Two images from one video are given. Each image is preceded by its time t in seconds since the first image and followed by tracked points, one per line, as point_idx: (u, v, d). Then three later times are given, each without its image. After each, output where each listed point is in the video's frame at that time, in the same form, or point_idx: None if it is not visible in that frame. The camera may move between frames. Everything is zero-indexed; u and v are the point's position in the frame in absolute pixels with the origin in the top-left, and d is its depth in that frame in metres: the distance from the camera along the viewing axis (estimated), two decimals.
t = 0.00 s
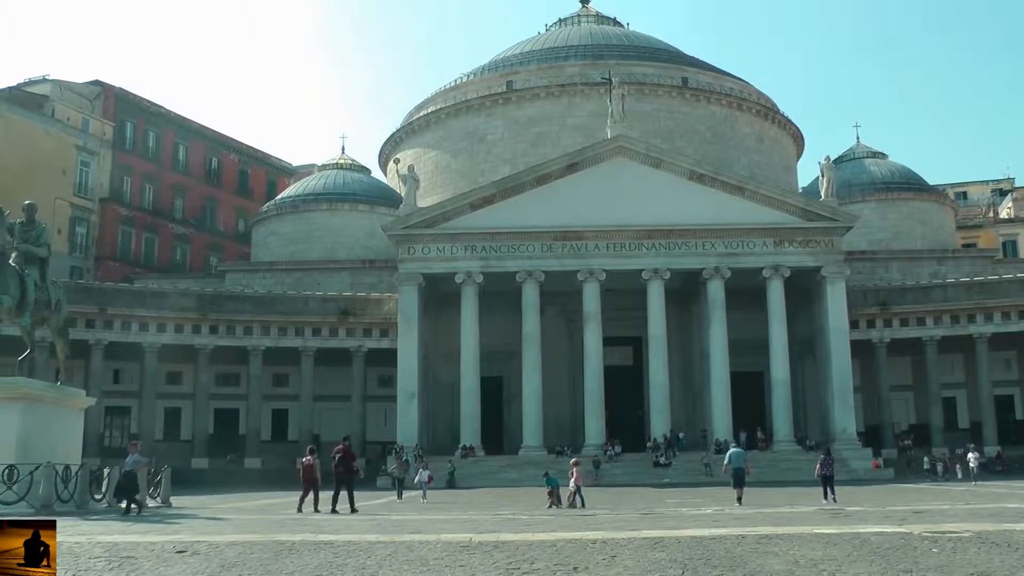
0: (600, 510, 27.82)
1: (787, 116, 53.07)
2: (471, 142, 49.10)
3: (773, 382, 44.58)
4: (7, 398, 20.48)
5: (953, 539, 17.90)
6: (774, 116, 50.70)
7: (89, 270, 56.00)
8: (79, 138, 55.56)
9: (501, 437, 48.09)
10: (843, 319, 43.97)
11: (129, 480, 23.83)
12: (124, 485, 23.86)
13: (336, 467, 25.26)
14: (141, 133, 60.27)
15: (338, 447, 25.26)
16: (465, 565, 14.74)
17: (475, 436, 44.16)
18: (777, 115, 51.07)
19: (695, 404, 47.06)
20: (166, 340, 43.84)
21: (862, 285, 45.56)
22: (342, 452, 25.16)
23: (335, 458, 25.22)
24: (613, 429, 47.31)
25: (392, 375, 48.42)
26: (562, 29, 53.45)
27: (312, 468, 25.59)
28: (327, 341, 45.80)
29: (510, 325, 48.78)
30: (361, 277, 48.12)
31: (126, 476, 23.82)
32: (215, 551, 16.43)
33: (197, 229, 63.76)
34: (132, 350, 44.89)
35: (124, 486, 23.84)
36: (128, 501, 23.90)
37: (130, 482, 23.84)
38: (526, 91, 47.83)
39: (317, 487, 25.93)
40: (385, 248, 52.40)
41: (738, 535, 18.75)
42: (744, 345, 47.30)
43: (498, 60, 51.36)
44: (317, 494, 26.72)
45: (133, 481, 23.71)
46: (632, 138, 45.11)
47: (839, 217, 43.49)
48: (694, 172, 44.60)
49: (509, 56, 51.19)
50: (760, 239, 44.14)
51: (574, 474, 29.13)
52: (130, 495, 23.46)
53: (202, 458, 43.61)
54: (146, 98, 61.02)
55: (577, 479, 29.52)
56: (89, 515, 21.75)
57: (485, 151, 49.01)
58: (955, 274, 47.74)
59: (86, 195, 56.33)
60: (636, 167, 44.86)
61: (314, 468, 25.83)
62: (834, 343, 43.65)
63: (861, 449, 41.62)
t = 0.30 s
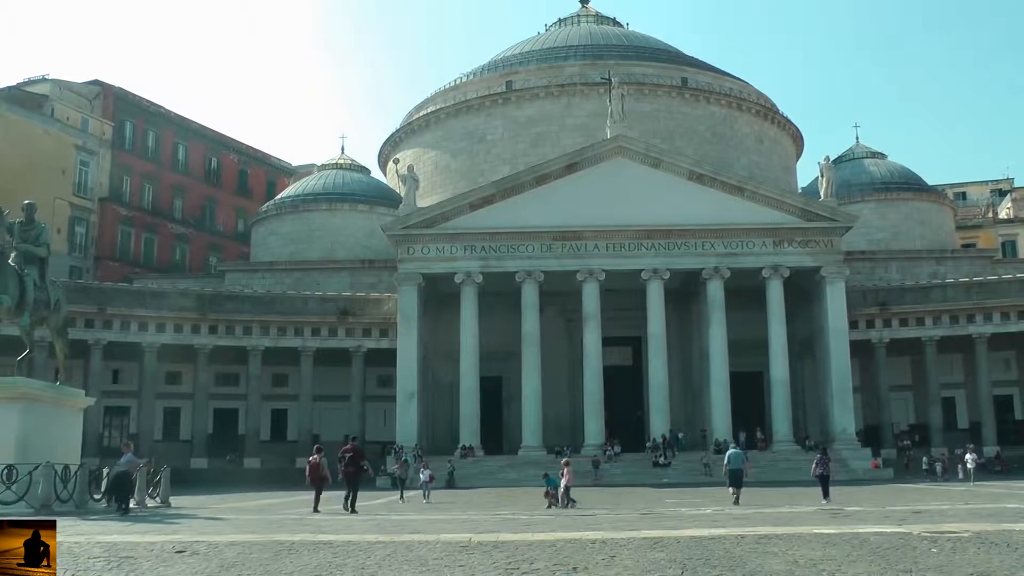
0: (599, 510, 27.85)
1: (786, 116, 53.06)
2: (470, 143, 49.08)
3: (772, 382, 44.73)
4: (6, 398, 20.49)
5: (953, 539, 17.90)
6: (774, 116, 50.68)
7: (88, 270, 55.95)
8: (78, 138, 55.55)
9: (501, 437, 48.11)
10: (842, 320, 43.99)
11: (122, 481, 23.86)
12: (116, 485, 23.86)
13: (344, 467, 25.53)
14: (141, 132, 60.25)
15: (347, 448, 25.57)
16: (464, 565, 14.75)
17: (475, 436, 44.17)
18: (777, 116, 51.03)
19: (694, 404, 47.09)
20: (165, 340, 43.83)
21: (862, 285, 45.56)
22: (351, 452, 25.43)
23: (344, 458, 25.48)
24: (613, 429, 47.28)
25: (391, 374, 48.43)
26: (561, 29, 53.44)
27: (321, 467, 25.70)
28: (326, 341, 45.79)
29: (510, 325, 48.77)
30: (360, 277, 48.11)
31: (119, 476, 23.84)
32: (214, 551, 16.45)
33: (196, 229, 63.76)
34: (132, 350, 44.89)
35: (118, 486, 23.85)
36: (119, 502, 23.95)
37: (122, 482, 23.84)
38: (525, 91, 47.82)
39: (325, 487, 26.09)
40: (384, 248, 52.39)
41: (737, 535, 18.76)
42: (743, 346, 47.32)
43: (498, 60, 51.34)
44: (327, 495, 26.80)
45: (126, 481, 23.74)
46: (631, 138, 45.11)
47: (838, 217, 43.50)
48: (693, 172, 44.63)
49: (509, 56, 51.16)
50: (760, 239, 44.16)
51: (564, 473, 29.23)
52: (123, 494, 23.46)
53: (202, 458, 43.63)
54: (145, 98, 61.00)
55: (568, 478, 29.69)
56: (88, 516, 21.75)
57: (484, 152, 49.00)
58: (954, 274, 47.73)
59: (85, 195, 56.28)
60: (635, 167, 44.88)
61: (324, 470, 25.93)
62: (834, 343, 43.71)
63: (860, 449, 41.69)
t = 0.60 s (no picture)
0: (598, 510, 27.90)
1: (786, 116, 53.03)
2: (469, 143, 49.06)
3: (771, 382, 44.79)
4: (5, 398, 20.48)
5: (951, 539, 17.93)
6: (773, 116, 50.65)
7: (87, 269, 55.89)
8: (78, 138, 55.55)
9: (500, 437, 48.12)
10: (842, 320, 44.02)
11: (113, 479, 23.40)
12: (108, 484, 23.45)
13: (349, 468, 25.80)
14: (140, 132, 60.22)
15: (353, 450, 25.88)
16: (463, 565, 14.76)
17: (474, 436, 44.20)
18: (776, 116, 50.95)
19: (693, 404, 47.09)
20: (165, 340, 43.83)
21: (861, 286, 45.56)
22: (356, 454, 25.68)
23: (349, 460, 25.73)
24: (612, 428, 47.26)
25: (391, 374, 48.45)
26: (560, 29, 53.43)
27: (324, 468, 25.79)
28: (326, 341, 45.77)
29: (509, 325, 48.76)
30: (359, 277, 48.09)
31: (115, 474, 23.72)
32: (213, 551, 16.46)
33: (196, 229, 63.73)
34: (131, 350, 44.88)
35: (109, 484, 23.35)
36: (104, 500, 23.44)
37: (113, 480, 23.35)
38: (525, 91, 47.81)
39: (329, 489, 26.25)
40: (384, 248, 52.35)
41: (736, 535, 18.80)
42: (742, 346, 47.35)
43: (497, 60, 51.31)
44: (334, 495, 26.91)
45: (122, 479, 23.63)
46: (630, 138, 45.12)
47: (837, 217, 43.52)
48: (693, 172, 44.65)
49: (508, 56, 51.14)
50: (759, 239, 44.17)
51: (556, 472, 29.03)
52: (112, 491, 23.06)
53: (201, 458, 43.65)
54: (145, 98, 60.99)
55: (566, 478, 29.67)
56: (88, 516, 21.72)
57: (483, 151, 48.97)
58: (954, 275, 47.71)
59: (84, 195, 56.25)
60: (634, 167, 44.90)
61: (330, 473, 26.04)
62: (833, 343, 43.77)
63: (859, 449, 41.75)
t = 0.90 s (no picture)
0: (597, 510, 27.91)
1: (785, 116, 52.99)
2: (469, 143, 49.03)
3: (771, 382, 44.81)
4: (4, 398, 20.47)
5: (950, 539, 17.93)
6: (772, 116, 50.61)
7: (86, 269, 55.85)
8: (77, 138, 55.55)
9: (499, 437, 48.13)
10: (841, 320, 44.05)
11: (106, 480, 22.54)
12: (102, 483, 22.86)
13: (355, 468, 26.31)
14: (139, 132, 60.21)
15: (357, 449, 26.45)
16: (463, 565, 14.76)
17: (474, 436, 44.24)
18: (775, 116, 50.89)
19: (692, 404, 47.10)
20: (164, 340, 43.83)
21: (860, 286, 45.56)
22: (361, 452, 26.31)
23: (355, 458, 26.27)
24: (611, 428, 47.27)
25: (390, 374, 48.47)
26: (559, 30, 53.41)
27: (329, 468, 26.14)
28: (325, 341, 45.77)
29: (509, 324, 48.75)
30: (359, 277, 48.09)
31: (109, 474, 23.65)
32: (212, 551, 16.46)
33: (195, 229, 63.72)
34: (130, 350, 44.87)
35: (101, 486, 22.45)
36: (97, 501, 22.54)
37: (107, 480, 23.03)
38: (524, 91, 47.79)
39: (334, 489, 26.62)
40: (383, 248, 52.30)
41: (736, 535, 18.80)
42: (741, 346, 47.39)
43: (496, 60, 51.29)
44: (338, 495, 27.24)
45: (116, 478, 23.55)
46: (630, 138, 45.13)
47: (836, 217, 43.53)
48: (692, 172, 44.67)
49: (507, 56, 51.13)
50: (759, 239, 44.18)
51: (547, 472, 28.97)
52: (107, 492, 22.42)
53: (201, 458, 43.70)
54: (144, 98, 60.98)
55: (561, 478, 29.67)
56: (88, 516, 21.70)
57: (483, 151, 48.94)
58: (953, 275, 47.69)
59: (84, 195, 56.22)
60: (634, 167, 44.91)
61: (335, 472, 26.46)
62: (832, 343, 43.84)
63: (858, 449, 41.82)
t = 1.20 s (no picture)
0: (595, 510, 27.91)
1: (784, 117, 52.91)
2: (468, 143, 48.99)
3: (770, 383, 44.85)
4: (2, 397, 20.46)
5: (950, 539, 17.93)
6: (772, 117, 50.53)
7: (85, 269, 55.83)
8: (77, 138, 55.52)
9: (498, 437, 48.12)
10: (840, 320, 44.06)
11: (96, 479, 22.26)
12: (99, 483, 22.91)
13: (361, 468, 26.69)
14: (139, 132, 60.20)
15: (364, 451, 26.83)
16: (462, 565, 14.76)
17: (473, 436, 44.29)
18: (775, 117, 50.81)
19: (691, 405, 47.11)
20: (163, 340, 43.83)
21: (860, 286, 45.53)
22: (369, 454, 26.77)
23: (362, 460, 26.68)
24: (610, 428, 47.26)
25: (389, 374, 48.46)
26: (560, 30, 53.38)
27: (337, 469, 26.38)
28: (324, 341, 45.76)
29: (508, 324, 48.74)
30: (358, 277, 48.07)
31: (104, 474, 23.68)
32: (211, 551, 16.43)
33: (194, 228, 63.69)
34: (129, 350, 44.86)
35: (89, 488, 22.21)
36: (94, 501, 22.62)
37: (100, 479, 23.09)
38: (524, 91, 47.77)
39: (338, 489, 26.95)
40: (384, 248, 52.22)
41: (735, 535, 18.81)
42: (740, 347, 47.38)
43: (496, 60, 51.26)
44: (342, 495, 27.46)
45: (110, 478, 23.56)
46: (629, 138, 45.15)
47: (836, 217, 43.58)
48: (692, 173, 44.70)
49: (507, 56, 51.10)
50: (758, 239, 44.20)
51: (538, 472, 29.30)
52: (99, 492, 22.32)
53: (200, 458, 43.71)
54: (144, 97, 60.96)
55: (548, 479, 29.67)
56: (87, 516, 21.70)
57: (483, 151, 48.91)
58: (952, 275, 47.65)
59: (83, 195, 56.20)
60: (633, 167, 44.94)
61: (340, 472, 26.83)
62: (831, 344, 43.87)
63: (857, 449, 41.86)
